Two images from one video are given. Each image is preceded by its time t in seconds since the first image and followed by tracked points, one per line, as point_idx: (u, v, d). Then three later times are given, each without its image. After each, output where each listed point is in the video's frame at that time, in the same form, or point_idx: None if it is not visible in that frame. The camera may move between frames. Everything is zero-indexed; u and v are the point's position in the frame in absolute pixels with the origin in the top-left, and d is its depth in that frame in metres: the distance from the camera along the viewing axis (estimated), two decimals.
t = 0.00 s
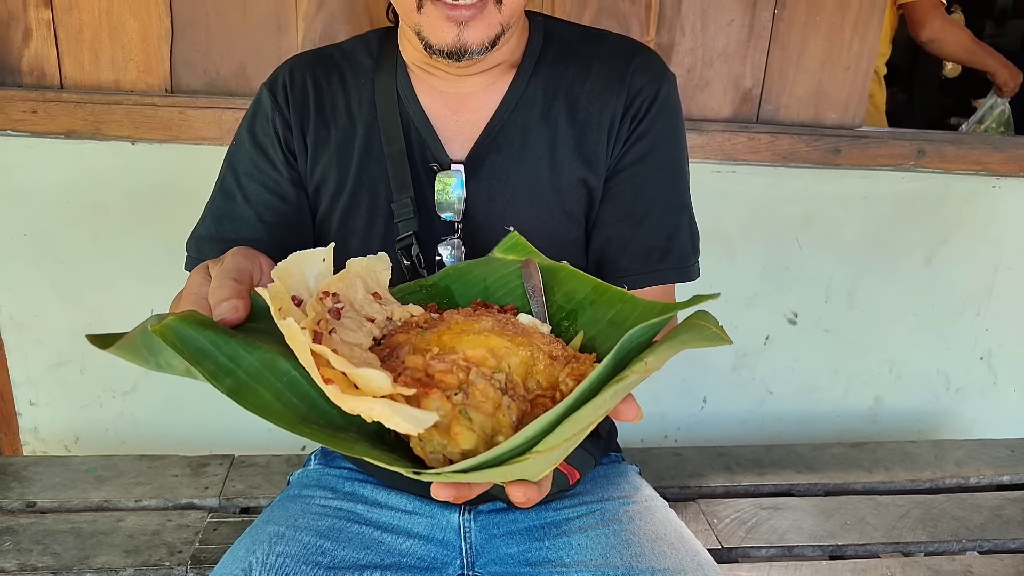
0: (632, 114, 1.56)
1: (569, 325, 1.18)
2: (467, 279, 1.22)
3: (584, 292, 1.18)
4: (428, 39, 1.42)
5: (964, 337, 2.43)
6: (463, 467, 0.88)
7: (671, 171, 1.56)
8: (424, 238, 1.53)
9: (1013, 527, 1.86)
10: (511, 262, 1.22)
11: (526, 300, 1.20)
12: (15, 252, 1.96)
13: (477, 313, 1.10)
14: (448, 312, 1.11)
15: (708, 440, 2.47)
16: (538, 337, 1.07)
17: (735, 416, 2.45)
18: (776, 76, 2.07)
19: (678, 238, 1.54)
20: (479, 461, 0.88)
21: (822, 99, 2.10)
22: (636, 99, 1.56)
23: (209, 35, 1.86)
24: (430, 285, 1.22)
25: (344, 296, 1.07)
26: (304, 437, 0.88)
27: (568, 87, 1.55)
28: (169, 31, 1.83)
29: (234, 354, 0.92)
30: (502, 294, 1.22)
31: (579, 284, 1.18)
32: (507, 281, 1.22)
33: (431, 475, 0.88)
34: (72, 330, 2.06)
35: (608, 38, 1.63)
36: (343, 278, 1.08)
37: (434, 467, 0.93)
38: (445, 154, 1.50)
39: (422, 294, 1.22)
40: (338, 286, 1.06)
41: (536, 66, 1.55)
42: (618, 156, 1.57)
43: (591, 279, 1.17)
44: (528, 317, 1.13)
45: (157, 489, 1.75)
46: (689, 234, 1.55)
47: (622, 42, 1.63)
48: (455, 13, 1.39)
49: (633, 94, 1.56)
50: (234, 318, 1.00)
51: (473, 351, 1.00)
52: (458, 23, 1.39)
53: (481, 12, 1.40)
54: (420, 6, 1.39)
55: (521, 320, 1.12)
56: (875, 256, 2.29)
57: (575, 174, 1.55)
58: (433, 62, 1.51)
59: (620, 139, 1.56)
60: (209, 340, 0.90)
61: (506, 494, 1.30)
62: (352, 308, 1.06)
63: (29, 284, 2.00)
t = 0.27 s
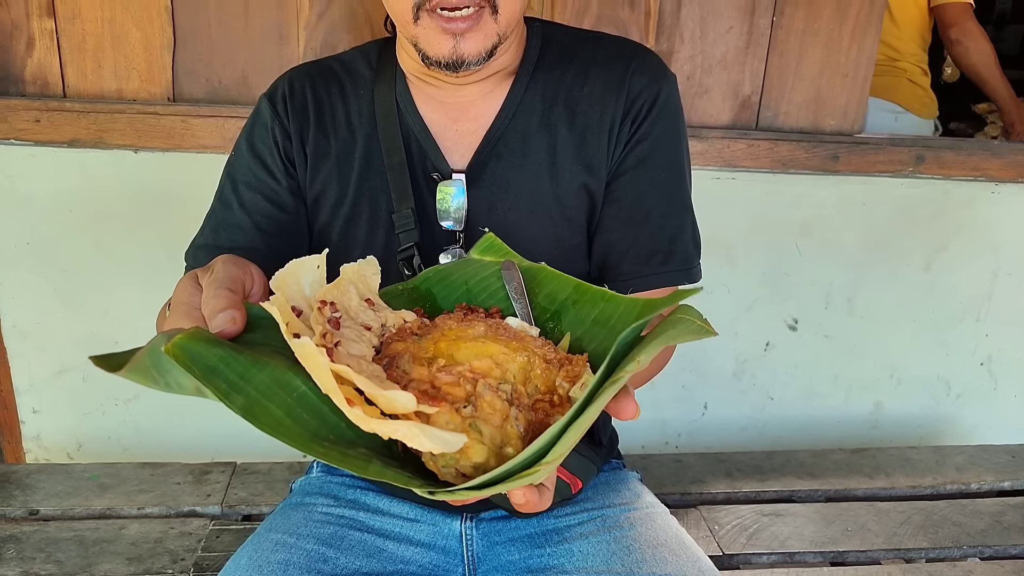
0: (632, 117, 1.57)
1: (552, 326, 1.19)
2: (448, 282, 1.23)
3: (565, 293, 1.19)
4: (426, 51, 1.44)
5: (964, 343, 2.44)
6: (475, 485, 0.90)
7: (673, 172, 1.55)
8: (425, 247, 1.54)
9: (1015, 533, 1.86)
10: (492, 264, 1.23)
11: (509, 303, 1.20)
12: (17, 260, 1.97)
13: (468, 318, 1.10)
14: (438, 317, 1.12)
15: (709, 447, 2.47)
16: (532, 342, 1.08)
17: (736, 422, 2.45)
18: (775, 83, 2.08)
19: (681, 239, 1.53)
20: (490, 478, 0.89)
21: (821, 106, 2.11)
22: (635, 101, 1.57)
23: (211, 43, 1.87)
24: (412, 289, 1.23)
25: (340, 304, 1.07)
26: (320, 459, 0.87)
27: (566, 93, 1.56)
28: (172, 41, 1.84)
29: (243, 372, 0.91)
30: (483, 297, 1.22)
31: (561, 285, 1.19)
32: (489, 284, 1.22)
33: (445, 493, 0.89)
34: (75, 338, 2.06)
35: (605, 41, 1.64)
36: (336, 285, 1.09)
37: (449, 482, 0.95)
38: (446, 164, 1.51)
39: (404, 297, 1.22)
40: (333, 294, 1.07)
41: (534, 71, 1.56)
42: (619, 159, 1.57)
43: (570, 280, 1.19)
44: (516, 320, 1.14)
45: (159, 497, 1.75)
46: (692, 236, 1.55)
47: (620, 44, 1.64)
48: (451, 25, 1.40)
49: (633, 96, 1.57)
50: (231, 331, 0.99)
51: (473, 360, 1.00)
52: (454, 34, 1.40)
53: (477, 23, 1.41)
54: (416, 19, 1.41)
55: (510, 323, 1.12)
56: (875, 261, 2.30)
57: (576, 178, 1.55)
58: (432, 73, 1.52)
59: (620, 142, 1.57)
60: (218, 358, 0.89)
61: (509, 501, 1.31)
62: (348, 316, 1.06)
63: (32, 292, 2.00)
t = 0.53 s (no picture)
0: (638, 124, 1.57)
1: (557, 343, 1.19)
2: (452, 303, 1.23)
3: (567, 312, 1.18)
4: (430, 57, 1.45)
5: (966, 349, 2.44)
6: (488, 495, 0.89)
7: (678, 180, 1.56)
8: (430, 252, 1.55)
9: (1015, 540, 1.86)
10: (494, 285, 1.23)
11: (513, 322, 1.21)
12: (23, 261, 1.98)
13: (473, 335, 1.11)
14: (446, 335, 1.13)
15: (710, 451, 2.47)
16: (539, 357, 1.09)
17: (737, 427, 2.45)
18: (778, 89, 2.09)
19: (684, 247, 1.54)
20: (503, 489, 0.89)
21: (824, 112, 2.12)
22: (642, 108, 1.58)
23: (217, 46, 1.88)
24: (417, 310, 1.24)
25: (351, 320, 1.08)
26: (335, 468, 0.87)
27: (573, 100, 1.57)
28: (178, 44, 1.85)
29: (258, 381, 0.92)
30: (488, 317, 1.23)
31: (563, 303, 1.18)
32: (491, 304, 1.22)
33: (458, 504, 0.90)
34: (79, 339, 2.07)
35: (611, 47, 1.65)
36: (345, 302, 1.09)
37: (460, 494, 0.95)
38: (451, 171, 1.52)
39: (410, 319, 1.23)
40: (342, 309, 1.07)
41: (541, 79, 1.57)
42: (626, 165, 1.57)
43: (572, 298, 1.18)
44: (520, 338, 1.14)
45: (162, 498, 1.76)
46: (695, 244, 1.55)
47: (626, 51, 1.65)
48: (455, 34, 1.41)
49: (640, 103, 1.58)
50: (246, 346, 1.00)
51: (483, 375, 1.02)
52: (458, 43, 1.42)
53: (481, 32, 1.42)
54: (421, 27, 1.42)
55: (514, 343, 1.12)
56: (877, 267, 2.30)
57: (581, 186, 1.56)
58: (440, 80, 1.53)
59: (627, 149, 1.57)
60: (232, 368, 0.90)
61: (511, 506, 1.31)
62: (359, 331, 1.07)
63: (37, 293, 2.01)
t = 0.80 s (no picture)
0: (638, 131, 1.57)
1: (545, 366, 1.20)
2: (440, 328, 1.23)
3: (555, 336, 1.20)
4: (424, 61, 1.45)
5: (961, 349, 2.45)
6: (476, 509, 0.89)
7: (675, 189, 1.57)
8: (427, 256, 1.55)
9: (1011, 539, 1.87)
10: (484, 311, 1.24)
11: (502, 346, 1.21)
12: (19, 263, 1.98)
13: (462, 357, 1.12)
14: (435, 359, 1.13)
15: (707, 452, 2.48)
16: (526, 380, 1.09)
17: (734, 428, 2.46)
18: (773, 90, 2.10)
19: (677, 255, 1.56)
20: (490, 504, 0.89)
21: (819, 114, 2.13)
22: (642, 115, 1.58)
23: (214, 48, 1.88)
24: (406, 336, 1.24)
25: (340, 344, 1.08)
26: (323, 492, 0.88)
27: (573, 106, 1.57)
28: (174, 45, 1.86)
29: (243, 410, 0.91)
30: (477, 341, 1.23)
31: (551, 327, 1.20)
32: (480, 329, 1.23)
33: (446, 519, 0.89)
34: (75, 341, 2.07)
35: (611, 53, 1.66)
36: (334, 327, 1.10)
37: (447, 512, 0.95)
38: (450, 176, 1.52)
39: (400, 344, 1.23)
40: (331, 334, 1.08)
41: (541, 84, 1.57)
42: (624, 172, 1.57)
43: (559, 323, 1.20)
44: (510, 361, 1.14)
45: (158, 500, 1.76)
46: (690, 252, 1.58)
47: (628, 57, 1.65)
48: (450, 38, 1.41)
49: (640, 111, 1.58)
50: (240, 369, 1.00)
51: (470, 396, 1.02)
52: (452, 47, 1.42)
53: (475, 37, 1.42)
54: (417, 30, 1.43)
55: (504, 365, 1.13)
56: (873, 268, 2.31)
57: (579, 192, 1.56)
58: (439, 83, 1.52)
59: (626, 156, 1.57)
60: (220, 396, 0.89)
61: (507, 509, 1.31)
62: (348, 356, 1.07)
63: (33, 295, 2.01)
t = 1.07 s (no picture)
0: (648, 142, 1.59)
1: (555, 371, 1.20)
2: (450, 333, 1.24)
3: (566, 342, 1.22)
4: (437, 66, 1.46)
5: (965, 352, 2.45)
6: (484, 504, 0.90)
7: (684, 201, 1.59)
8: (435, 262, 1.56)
9: (1016, 543, 1.87)
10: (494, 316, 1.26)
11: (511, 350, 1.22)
12: (26, 266, 1.99)
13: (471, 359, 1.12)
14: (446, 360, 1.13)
15: (711, 455, 2.48)
16: (535, 381, 1.10)
17: (738, 430, 2.46)
18: (777, 94, 2.10)
19: (684, 267, 1.58)
20: (500, 498, 0.89)
21: (823, 117, 2.13)
22: (654, 127, 1.59)
23: (219, 52, 1.89)
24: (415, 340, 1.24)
25: (350, 342, 1.09)
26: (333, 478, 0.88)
27: (585, 116, 1.58)
28: (180, 50, 1.87)
29: (252, 397, 0.92)
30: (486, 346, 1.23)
31: (561, 334, 1.22)
32: (490, 334, 1.24)
33: (456, 511, 0.90)
34: (81, 343, 2.08)
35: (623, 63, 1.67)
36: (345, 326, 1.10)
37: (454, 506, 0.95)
38: (461, 182, 1.53)
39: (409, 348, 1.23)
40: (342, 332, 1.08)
41: (553, 94, 1.57)
42: (633, 183, 1.58)
43: (571, 330, 1.22)
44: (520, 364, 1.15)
45: (164, 502, 1.77)
46: (698, 265, 1.59)
47: (640, 68, 1.66)
48: (463, 45, 1.42)
49: (651, 122, 1.59)
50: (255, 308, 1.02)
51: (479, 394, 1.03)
52: (465, 54, 1.43)
53: (489, 45, 1.43)
54: (431, 34, 1.43)
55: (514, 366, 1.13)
56: (877, 271, 2.31)
57: (589, 202, 1.57)
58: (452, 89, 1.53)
59: (636, 166, 1.58)
60: (229, 384, 0.90)
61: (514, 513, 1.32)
62: (359, 354, 1.08)
63: (40, 298, 2.02)
